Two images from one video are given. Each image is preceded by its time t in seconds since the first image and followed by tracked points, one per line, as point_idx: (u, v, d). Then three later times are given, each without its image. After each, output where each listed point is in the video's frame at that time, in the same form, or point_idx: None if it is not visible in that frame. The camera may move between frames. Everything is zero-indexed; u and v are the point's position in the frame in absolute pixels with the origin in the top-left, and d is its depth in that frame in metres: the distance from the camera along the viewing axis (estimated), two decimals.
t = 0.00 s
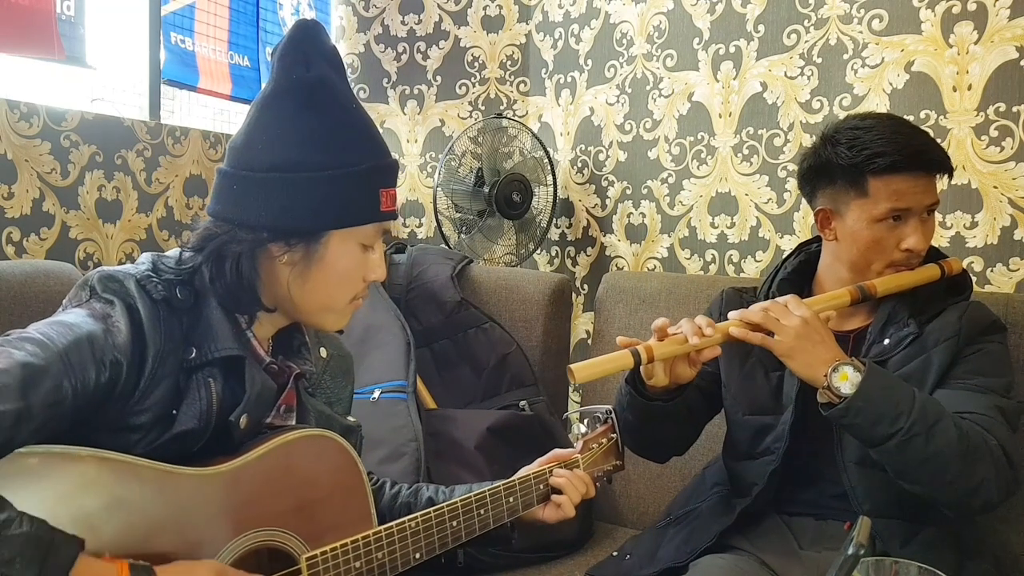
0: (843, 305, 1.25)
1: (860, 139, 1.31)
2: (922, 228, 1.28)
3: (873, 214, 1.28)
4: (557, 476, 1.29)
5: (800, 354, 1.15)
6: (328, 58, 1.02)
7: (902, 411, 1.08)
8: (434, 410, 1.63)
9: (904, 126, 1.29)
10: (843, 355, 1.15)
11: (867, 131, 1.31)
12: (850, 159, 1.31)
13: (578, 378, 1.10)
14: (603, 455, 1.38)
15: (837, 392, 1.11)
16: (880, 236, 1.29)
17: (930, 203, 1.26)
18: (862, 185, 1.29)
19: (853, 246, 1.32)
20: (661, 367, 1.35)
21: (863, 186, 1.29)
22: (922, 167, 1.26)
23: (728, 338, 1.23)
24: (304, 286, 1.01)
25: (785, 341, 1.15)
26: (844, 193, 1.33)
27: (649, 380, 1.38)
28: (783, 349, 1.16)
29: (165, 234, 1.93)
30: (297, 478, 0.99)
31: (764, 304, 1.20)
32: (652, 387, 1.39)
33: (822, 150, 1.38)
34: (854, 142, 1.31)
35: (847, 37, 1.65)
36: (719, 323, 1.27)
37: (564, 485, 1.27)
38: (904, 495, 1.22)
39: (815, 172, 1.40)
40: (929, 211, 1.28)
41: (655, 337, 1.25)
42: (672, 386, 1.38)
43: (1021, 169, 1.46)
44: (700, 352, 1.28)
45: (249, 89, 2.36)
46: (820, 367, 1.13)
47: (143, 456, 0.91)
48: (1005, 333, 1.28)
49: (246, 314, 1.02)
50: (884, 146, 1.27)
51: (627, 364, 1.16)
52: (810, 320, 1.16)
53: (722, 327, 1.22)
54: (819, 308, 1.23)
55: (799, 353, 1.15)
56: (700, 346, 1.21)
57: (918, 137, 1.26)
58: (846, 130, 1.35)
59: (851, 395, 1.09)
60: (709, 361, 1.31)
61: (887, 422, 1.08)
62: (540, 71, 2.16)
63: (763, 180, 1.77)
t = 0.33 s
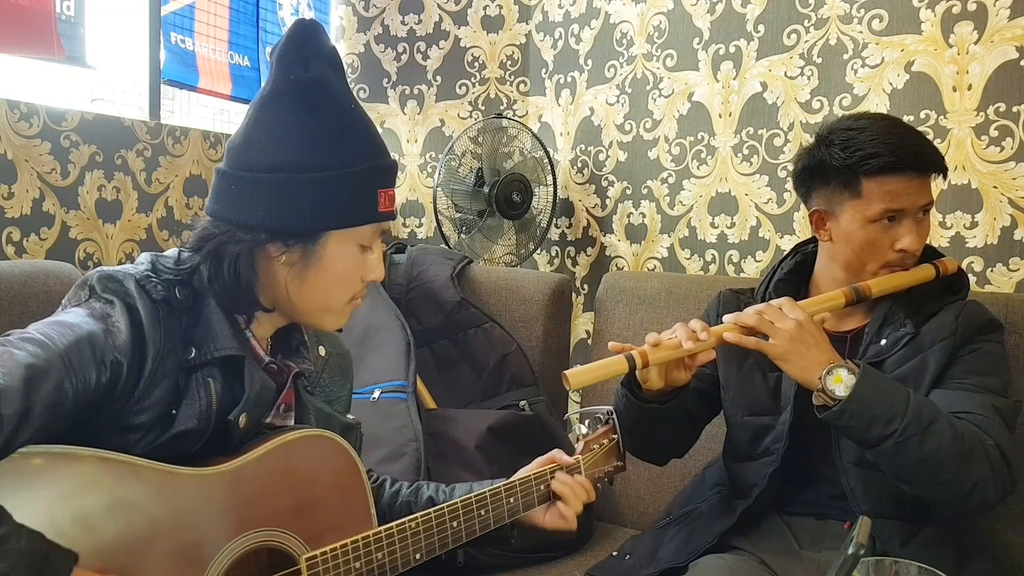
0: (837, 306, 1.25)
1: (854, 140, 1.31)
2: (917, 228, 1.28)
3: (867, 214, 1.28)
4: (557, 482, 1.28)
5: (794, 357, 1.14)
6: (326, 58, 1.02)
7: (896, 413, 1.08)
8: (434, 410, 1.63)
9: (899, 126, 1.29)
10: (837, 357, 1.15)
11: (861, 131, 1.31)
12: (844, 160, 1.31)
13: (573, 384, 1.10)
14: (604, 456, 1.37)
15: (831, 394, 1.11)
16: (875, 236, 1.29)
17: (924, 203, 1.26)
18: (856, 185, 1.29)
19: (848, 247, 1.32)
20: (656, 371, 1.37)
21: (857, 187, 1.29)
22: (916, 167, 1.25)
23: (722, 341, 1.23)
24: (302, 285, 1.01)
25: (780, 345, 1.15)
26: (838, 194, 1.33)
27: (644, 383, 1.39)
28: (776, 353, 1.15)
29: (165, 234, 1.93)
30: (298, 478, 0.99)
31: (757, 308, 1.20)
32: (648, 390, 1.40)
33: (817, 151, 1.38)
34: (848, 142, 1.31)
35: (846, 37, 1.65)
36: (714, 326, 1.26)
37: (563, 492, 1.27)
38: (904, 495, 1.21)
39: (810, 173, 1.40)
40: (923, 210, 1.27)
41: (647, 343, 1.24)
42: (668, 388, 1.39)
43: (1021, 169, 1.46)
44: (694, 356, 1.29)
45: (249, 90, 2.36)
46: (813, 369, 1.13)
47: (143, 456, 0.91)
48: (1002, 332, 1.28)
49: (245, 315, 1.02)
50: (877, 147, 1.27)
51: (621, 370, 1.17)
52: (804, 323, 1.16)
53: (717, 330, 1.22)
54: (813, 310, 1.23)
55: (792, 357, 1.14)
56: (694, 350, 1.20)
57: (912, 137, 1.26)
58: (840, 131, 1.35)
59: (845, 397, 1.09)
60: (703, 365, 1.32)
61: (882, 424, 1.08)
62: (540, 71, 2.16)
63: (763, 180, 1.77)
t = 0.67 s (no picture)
0: (835, 307, 1.25)
1: (851, 141, 1.31)
2: (914, 228, 1.28)
3: (864, 215, 1.28)
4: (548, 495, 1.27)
5: (790, 355, 1.15)
6: (328, 59, 1.02)
7: (893, 411, 1.09)
8: (434, 410, 1.63)
9: (896, 126, 1.29)
10: (835, 356, 1.15)
11: (858, 132, 1.31)
12: (841, 161, 1.31)
13: (570, 384, 1.10)
14: (602, 455, 1.37)
15: (828, 394, 1.11)
16: (873, 237, 1.29)
17: (922, 203, 1.26)
18: (854, 186, 1.29)
19: (846, 247, 1.32)
20: (653, 371, 1.37)
21: (854, 187, 1.29)
22: (913, 167, 1.25)
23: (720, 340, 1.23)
24: (301, 285, 1.01)
25: (775, 343, 1.16)
26: (836, 195, 1.33)
27: (641, 384, 1.40)
28: (774, 352, 1.16)
29: (165, 234, 1.93)
30: (298, 478, 0.99)
31: (756, 307, 1.19)
32: (644, 390, 1.40)
33: (814, 152, 1.38)
34: (845, 143, 1.32)
35: (847, 37, 1.65)
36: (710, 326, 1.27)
37: (556, 504, 1.27)
38: (903, 495, 1.21)
39: (808, 174, 1.40)
40: (920, 211, 1.27)
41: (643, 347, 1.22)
42: (665, 389, 1.39)
43: (1021, 169, 1.46)
44: (691, 355, 1.29)
45: (249, 89, 2.36)
46: (809, 369, 1.14)
47: (144, 454, 0.91)
48: (1001, 331, 1.28)
49: (245, 314, 1.02)
50: (874, 147, 1.27)
51: (618, 370, 1.16)
52: (802, 323, 1.17)
53: (715, 329, 1.23)
54: (810, 310, 1.24)
55: (789, 356, 1.15)
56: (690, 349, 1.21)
57: (909, 138, 1.26)
58: (837, 132, 1.35)
59: (841, 396, 1.10)
60: (700, 365, 1.32)
61: (879, 423, 1.08)
62: (540, 71, 2.16)
63: (763, 180, 1.77)
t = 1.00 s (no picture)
0: (833, 305, 1.25)
1: (850, 140, 1.31)
2: (913, 227, 1.28)
3: (863, 214, 1.28)
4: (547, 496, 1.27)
5: (789, 352, 1.15)
6: (322, 57, 1.02)
7: (892, 409, 1.09)
8: (434, 410, 1.63)
9: (895, 126, 1.29)
10: (834, 354, 1.15)
11: (857, 131, 1.31)
12: (840, 160, 1.31)
13: (568, 381, 1.10)
14: (602, 455, 1.37)
15: (827, 390, 1.10)
16: (871, 235, 1.29)
17: (920, 202, 1.26)
18: (852, 185, 1.29)
19: (844, 246, 1.32)
20: (653, 370, 1.35)
21: (853, 186, 1.29)
22: (912, 166, 1.25)
23: (718, 339, 1.23)
24: (298, 281, 1.01)
25: (775, 340, 1.15)
26: (834, 194, 1.33)
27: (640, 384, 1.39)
28: (773, 349, 1.16)
29: (165, 234, 1.93)
30: (298, 478, 0.99)
31: (759, 297, 1.18)
32: (643, 390, 1.39)
33: (813, 151, 1.38)
34: (844, 142, 1.32)
35: (847, 37, 1.65)
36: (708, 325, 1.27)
37: (556, 505, 1.26)
38: (902, 494, 1.22)
39: (806, 173, 1.40)
40: (919, 210, 1.27)
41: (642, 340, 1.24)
42: (664, 387, 1.38)
43: (1021, 169, 1.46)
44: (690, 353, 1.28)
45: (249, 89, 2.36)
46: (808, 366, 1.13)
47: (143, 454, 0.91)
48: (999, 331, 1.28)
49: (243, 312, 1.02)
50: (873, 146, 1.27)
51: (617, 368, 1.16)
52: (801, 320, 1.16)
53: (713, 328, 1.23)
54: (808, 309, 1.23)
55: (787, 353, 1.15)
56: (688, 346, 1.21)
57: (907, 137, 1.26)
58: (836, 131, 1.35)
59: (841, 392, 1.09)
60: (699, 363, 1.31)
61: (878, 420, 1.08)
62: (540, 71, 2.16)
63: (763, 180, 1.77)
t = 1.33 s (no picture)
0: (832, 306, 1.25)
1: (848, 141, 1.31)
2: (912, 228, 1.28)
3: (862, 214, 1.28)
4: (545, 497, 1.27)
5: (789, 354, 1.15)
6: (321, 56, 1.02)
7: (891, 410, 1.09)
8: (434, 410, 1.63)
9: (893, 127, 1.29)
10: (832, 355, 1.15)
11: (856, 131, 1.31)
12: (838, 161, 1.31)
13: (566, 385, 1.10)
14: (602, 456, 1.37)
15: (826, 392, 1.10)
16: (870, 236, 1.29)
17: (919, 203, 1.26)
18: (851, 186, 1.29)
19: (843, 247, 1.32)
20: (652, 373, 1.36)
21: (851, 187, 1.29)
22: (911, 167, 1.25)
23: (716, 341, 1.23)
24: (299, 282, 1.01)
25: (775, 342, 1.15)
26: (833, 195, 1.33)
27: (640, 385, 1.39)
28: (772, 351, 1.16)
29: (165, 234, 1.93)
30: (297, 478, 0.99)
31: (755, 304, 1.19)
32: (642, 391, 1.39)
33: (812, 152, 1.38)
34: (843, 143, 1.31)
35: (846, 37, 1.65)
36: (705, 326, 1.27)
37: (555, 505, 1.26)
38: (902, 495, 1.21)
39: (805, 174, 1.40)
40: (918, 211, 1.27)
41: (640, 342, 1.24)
42: (663, 391, 1.39)
43: (1021, 169, 1.46)
44: (687, 356, 1.28)
45: (249, 90, 2.36)
46: (808, 368, 1.14)
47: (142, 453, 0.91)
48: (998, 331, 1.28)
49: (241, 313, 1.03)
50: (871, 147, 1.27)
51: (615, 371, 1.16)
52: (798, 321, 1.16)
53: (711, 330, 1.23)
54: (807, 310, 1.23)
55: (787, 355, 1.15)
56: (687, 348, 1.21)
57: (905, 138, 1.26)
58: (835, 132, 1.35)
59: (841, 394, 1.09)
60: (698, 366, 1.31)
61: (876, 422, 1.08)
62: (540, 71, 2.16)
63: (763, 180, 1.77)
